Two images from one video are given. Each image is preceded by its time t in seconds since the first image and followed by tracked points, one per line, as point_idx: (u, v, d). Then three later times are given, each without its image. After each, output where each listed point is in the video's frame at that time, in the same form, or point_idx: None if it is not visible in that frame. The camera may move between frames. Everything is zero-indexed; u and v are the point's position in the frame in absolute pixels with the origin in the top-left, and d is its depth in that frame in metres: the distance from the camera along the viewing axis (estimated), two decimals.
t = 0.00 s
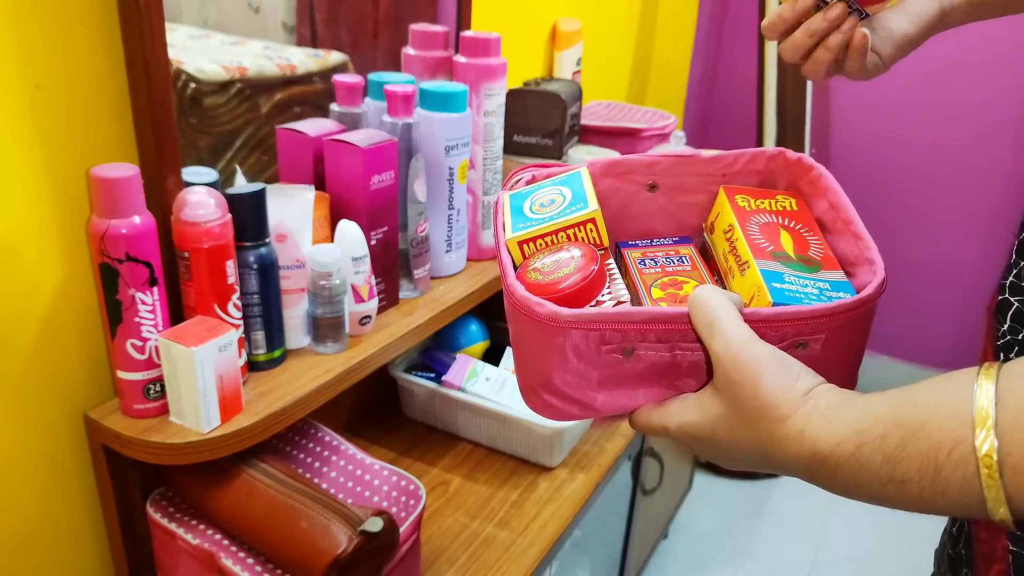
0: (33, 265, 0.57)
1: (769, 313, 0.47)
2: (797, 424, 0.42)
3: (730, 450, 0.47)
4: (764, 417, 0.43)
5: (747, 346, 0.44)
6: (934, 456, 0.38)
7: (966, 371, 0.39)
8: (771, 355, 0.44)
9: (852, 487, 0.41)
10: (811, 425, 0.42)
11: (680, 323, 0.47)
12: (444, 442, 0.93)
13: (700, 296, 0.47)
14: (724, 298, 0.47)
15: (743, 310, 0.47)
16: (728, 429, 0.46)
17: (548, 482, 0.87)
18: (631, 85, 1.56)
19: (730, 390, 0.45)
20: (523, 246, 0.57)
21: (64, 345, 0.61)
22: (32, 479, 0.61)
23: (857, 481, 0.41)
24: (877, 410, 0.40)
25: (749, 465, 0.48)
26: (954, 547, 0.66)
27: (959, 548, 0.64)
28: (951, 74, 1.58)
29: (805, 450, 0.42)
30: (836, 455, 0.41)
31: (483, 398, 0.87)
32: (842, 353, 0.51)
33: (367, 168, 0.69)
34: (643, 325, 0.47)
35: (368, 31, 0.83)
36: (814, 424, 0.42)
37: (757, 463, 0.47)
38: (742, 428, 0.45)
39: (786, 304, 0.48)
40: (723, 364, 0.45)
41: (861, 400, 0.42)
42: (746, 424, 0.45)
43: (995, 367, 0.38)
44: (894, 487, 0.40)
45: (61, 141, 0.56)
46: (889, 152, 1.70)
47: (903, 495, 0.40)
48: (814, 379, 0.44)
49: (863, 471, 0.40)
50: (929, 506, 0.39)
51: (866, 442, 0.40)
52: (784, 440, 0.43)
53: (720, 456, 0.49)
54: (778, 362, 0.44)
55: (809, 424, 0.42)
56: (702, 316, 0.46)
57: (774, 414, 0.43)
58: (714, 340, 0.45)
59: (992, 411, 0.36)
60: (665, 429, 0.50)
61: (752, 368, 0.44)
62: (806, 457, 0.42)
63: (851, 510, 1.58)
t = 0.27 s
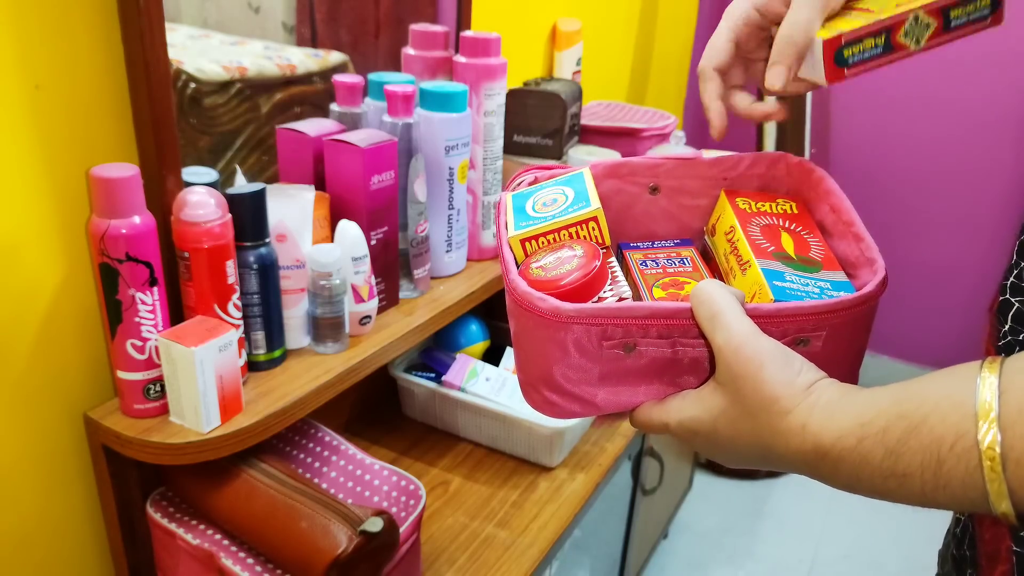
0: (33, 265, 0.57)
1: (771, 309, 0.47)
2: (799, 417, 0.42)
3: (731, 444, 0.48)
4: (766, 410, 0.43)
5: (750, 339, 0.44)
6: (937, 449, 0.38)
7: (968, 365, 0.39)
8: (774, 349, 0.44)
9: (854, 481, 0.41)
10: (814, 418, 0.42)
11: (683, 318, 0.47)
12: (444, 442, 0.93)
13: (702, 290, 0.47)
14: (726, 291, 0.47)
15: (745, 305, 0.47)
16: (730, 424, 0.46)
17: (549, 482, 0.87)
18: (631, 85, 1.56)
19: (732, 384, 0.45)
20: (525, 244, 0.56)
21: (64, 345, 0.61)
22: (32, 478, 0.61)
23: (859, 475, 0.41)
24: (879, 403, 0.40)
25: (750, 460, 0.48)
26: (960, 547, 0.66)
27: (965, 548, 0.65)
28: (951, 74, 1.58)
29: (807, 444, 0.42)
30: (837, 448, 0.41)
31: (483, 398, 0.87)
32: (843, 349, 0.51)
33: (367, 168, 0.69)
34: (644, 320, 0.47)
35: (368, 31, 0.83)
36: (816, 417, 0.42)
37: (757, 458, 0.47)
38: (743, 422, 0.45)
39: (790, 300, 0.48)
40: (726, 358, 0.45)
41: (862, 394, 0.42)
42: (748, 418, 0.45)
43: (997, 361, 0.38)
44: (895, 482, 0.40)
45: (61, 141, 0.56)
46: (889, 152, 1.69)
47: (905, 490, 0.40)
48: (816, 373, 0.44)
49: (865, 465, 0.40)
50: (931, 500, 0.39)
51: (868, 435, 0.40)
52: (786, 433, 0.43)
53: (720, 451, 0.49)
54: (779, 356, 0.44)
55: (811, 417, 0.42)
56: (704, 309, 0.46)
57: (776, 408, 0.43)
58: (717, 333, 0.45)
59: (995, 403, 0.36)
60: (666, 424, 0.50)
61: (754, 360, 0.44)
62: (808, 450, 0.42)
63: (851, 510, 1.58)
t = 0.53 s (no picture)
0: (33, 265, 0.57)
1: (768, 306, 0.47)
2: (798, 416, 0.42)
3: (731, 443, 0.48)
4: (766, 409, 0.43)
5: (748, 340, 0.44)
6: (936, 447, 0.38)
7: (967, 363, 0.39)
8: (772, 349, 0.44)
9: (854, 479, 0.41)
10: (813, 417, 0.42)
11: (679, 318, 0.47)
12: (444, 442, 0.93)
13: (699, 291, 0.47)
14: (724, 292, 0.47)
15: (742, 304, 0.47)
16: (730, 422, 0.46)
17: (548, 482, 0.87)
18: (631, 85, 1.56)
19: (731, 383, 0.45)
20: (519, 243, 0.57)
21: (64, 345, 0.61)
22: (32, 478, 0.61)
23: (859, 473, 0.41)
24: (877, 401, 0.40)
25: (750, 459, 0.48)
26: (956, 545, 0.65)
27: (960, 547, 0.64)
28: (953, 73, 1.58)
29: (806, 442, 0.42)
30: (836, 446, 0.41)
31: (483, 398, 0.87)
32: (840, 346, 0.51)
33: (367, 168, 0.69)
34: (640, 320, 0.47)
35: (368, 31, 0.83)
36: (815, 415, 0.42)
37: (757, 457, 0.47)
38: (743, 421, 0.46)
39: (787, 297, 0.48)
40: (725, 357, 0.45)
41: (861, 392, 0.42)
42: (747, 416, 0.45)
43: (996, 359, 0.38)
44: (894, 479, 0.39)
45: (61, 141, 0.56)
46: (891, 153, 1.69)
47: (904, 488, 0.39)
48: (815, 371, 0.44)
49: (864, 463, 0.40)
50: (930, 497, 0.39)
51: (867, 434, 0.40)
52: (785, 432, 0.43)
53: (720, 450, 0.49)
54: (778, 356, 0.44)
55: (810, 416, 0.42)
56: (702, 310, 0.46)
57: (776, 406, 0.43)
58: (715, 333, 0.45)
59: (994, 402, 0.36)
60: (665, 423, 0.50)
61: (753, 360, 0.44)
62: (807, 448, 0.42)
63: (850, 510, 1.59)
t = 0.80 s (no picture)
0: (33, 265, 0.57)
1: (762, 313, 0.47)
2: (794, 421, 0.42)
3: (726, 448, 0.47)
4: (761, 414, 0.43)
5: (742, 346, 0.44)
6: (929, 452, 0.37)
7: (959, 368, 0.39)
8: (767, 354, 0.44)
9: (848, 483, 0.41)
10: (808, 422, 0.42)
11: (674, 323, 0.47)
12: (444, 442, 0.93)
13: (694, 297, 0.47)
14: (717, 298, 0.47)
15: (737, 311, 0.47)
16: (725, 427, 0.46)
17: (549, 483, 0.87)
18: (631, 85, 1.56)
19: (726, 389, 0.45)
20: (516, 245, 0.56)
21: (64, 345, 0.61)
22: (32, 479, 0.61)
23: (854, 478, 0.41)
24: (872, 407, 0.40)
25: (746, 463, 0.48)
26: (941, 545, 0.64)
27: (946, 548, 0.63)
28: (953, 72, 1.57)
29: (801, 447, 0.42)
30: (831, 451, 0.41)
31: (483, 398, 0.87)
32: (832, 355, 0.50)
33: (367, 168, 0.69)
34: (634, 324, 0.46)
35: (368, 31, 0.83)
36: (810, 420, 0.42)
37: (753, 461, 0.47)
38: (738, 426, 0.45)
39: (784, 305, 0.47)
40: (720, 364, 0.45)
41: (856, 397, 0.42)
42: (742, 421, 0.45)
43: (988, 364, 0.38)
44: (889, 484, 0.39)
45: (61, 141, 0.56)
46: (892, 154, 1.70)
47: (899, 492, 0.39)
48: (809, 376, 0.44)
49: (859, 468, 0.40)
50: (924, 502, 0.39)
51: (862, 439, 0.40)
52: (781, 436, 0.43)
53: (716, 454, 0.49)
54: (773, 361, 0.44)
55: (805, 421, 0.42)
56: (696, 315, 0.46)
57: (771, 412, 0.43)
58: (709, 340, 0.45)
59: (987, 407, 0.36)
60: (661, 427, 0.50)
61: (748, 365, 0.44)
62: (802, 454, 0.42)
63: (850, 510, 1.59)
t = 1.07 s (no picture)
0: (33, 265, 0.57)
1: (756, 313, 0.47)
2: (784, 423, 0.42)
3: (718, 449, 0.47)
4: (752, 416, 0.43)
5: (733, 348, 0.44)
6: (917, 455, 0.37)
7: (948, 371, 0.39)
8: (758, 357, 0.44)
9: (838, 486, 0.41)
10: (798, 425, 0.42)
11: (667, 326, 0.47)
12: (444, 442, 0.93)
13: (685, 299, 0.47)
14: (708, 301, 0.47)
15: (730, 313, 0.47)
16: (716, 429, 0.46)
17: (548, 483, 0.87)
18: (631, 85, 1.56)
19: (717, 391, 0.45)
20: (510, 252, 0.57)
21: (64, 345, 0.61)
22: (32, 478, 0.61)
23: (844, 481, 0.40)
24: (861, 409, 0.40)
25: (739, 465, 0.48)
26: (929, 548, 0.65)
27: (934, 550, 0.63)
28: (952, 72, 1.55)
29: (792, 450, 0.42)
30: (821, 454, 0.41)
31: (483, 397, 0.87)
32: (826, 356, 0.51)
33: (367, 168, 0.69)
34: (629, 329, 0.47)
35: (368, 31, 0.83)
36: (801, 423, 0.42)
37: (745, 464, 0.47)
38: (729, 428, 0.45)
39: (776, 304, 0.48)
40: (711, 366, 0.45)
41: (847, 400, 0.41)
42: (734, 423, 0.45)
43: (977, 366, 0.38)
44: (879, 487, 0.39)
45: (61, 141, 0.56)
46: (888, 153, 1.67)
47: (888, 495, 0.39)
48: (801, 379, 0.44)
49: (848, 471, 0.40)
50: (913, 505, 0.39)
51: (850, 441, 0.40)
52: (772, 439, 0.43)
53: (709, 456, 0.49)
54: (764, 363, 0.44)
55: (795, 423, 0.42)
56: (688, 318, 0.46)
57: (761, 414, 0.43)
58: (700, 343, 0.45)
59: (973, 410, 0.36)
60: (656, 427, 0.50)
61: (738, 368, 0.44)
62: (793, 456, 0.42)
63: (850, 510, 1.59)
